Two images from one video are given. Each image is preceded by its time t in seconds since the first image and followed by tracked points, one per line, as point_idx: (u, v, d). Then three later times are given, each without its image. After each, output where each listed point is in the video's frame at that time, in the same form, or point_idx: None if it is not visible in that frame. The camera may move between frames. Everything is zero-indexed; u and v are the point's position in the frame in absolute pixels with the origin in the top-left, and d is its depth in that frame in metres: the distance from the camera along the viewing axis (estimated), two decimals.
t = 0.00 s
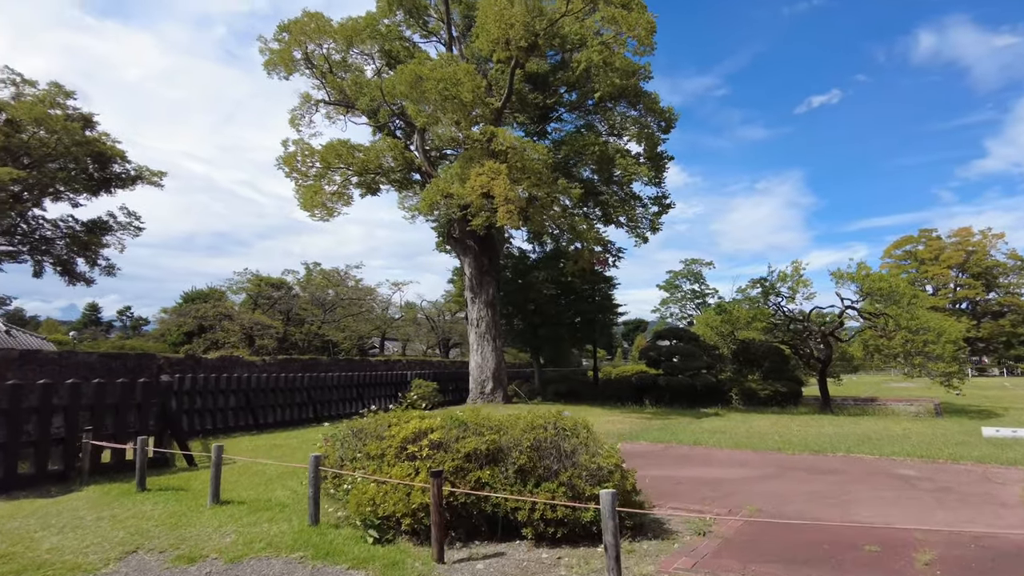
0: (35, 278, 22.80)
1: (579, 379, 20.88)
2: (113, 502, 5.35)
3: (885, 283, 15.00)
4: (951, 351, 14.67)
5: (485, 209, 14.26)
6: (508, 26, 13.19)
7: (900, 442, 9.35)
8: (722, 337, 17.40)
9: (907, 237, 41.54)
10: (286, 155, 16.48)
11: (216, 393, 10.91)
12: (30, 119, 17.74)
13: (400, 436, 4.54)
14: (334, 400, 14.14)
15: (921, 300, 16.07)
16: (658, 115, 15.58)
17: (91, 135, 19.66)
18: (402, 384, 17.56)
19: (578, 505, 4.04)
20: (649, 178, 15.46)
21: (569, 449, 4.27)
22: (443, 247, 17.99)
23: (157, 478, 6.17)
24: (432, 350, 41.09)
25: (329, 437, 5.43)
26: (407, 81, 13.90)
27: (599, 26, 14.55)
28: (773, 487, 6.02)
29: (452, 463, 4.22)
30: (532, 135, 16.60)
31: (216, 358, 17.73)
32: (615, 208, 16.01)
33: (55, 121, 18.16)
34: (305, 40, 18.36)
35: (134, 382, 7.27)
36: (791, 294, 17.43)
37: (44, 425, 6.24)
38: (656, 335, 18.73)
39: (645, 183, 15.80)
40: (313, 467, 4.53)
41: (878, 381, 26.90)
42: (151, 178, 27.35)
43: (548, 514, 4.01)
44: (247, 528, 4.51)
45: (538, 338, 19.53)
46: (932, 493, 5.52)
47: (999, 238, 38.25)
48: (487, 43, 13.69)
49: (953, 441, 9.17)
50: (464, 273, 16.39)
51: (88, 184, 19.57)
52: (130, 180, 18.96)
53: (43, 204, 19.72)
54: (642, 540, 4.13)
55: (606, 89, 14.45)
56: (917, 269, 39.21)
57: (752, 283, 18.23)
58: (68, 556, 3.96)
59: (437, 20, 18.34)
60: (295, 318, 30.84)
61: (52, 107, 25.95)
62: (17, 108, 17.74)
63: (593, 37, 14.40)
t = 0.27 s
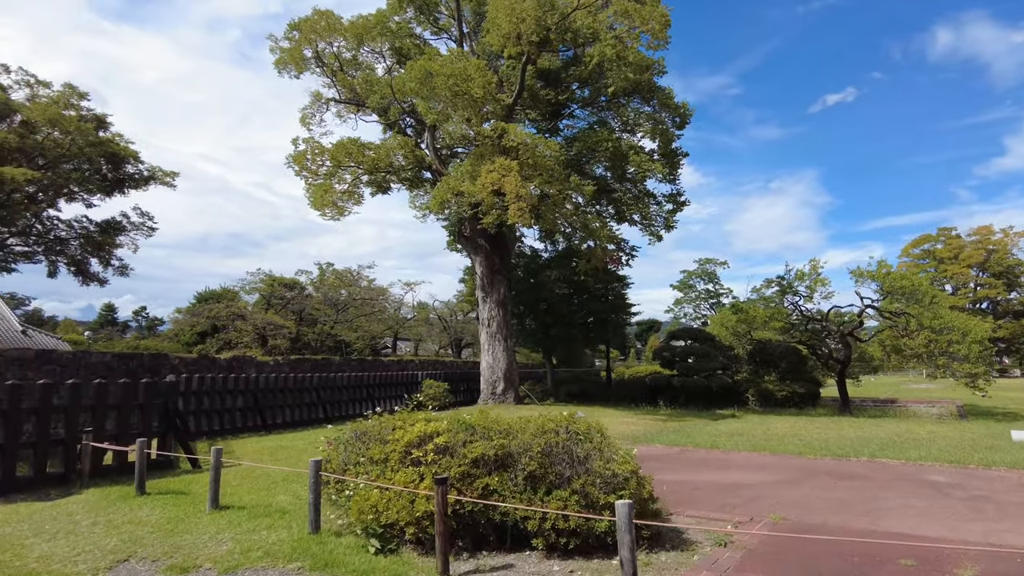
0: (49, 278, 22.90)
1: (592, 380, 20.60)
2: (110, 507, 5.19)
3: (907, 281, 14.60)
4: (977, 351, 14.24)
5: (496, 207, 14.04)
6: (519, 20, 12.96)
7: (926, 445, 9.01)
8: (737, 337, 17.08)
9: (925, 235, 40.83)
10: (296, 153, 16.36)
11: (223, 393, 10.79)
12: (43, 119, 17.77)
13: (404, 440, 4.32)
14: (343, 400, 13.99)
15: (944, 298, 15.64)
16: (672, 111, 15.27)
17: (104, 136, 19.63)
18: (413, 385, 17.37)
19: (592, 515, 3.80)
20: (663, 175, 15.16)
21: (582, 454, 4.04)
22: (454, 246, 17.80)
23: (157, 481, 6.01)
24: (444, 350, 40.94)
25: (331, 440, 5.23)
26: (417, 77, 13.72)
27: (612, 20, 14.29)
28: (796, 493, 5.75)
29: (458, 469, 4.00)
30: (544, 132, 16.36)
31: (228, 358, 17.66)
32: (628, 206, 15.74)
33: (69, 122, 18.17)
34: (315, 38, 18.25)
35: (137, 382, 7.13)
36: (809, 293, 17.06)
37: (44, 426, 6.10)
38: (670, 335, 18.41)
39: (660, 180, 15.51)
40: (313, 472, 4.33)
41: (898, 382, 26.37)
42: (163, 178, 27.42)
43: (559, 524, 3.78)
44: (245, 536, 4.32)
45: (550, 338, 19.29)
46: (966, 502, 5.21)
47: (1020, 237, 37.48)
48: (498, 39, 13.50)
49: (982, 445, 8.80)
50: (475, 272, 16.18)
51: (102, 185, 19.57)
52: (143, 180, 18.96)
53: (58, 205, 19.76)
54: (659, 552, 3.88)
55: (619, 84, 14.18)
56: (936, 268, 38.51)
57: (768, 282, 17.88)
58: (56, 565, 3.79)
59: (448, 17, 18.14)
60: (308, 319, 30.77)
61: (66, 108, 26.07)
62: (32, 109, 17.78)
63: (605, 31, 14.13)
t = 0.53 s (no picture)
0: (59, 278, 22.89)
1: (601, 381, 20.33)
2: (101, 512, 5.03)
3: (924, 280, 14.26)
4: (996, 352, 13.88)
5: (503, 205, 13.84)
6: (526, 14, 12.76)
7: (947, 449, 8.70)
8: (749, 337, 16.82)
9: (940, 234, 40.27)
10: (301, 151, 16.24)
11: (226, 394, 10.65)
12: (53, 119, 17.72)
13: (402, 445, 4.12)
14: (349, 401, 13.83)
15: (961, 297, 15.27)
16: (683, 107, 15.00)
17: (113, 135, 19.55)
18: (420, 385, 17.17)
19: (599, 529, 3.57)
20: (674, 172, 14.90)
21: (589, 462, 3.84)
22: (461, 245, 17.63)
23: (152, 485, 5.85)
24: (453, 350, 40.79)
25: (329, 444, 5.03)
26: (423, 73, 13.53)
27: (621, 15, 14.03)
28: (813, 500, 5.50)
29: (458, 476, 3.79)
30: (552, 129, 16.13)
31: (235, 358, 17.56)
32: (638, 204, 15.49)
33: (78, 122, 18.12)
34: (321, 36, 18.13)
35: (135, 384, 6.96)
36: (822, 292, 16.75)
37: (38, 428, 5.95)
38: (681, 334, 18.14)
39: (670, 177, 15.24)
40: (306, 479, 4.13)
41: (913, 382, 25.97)
42: (172, 178, 27.41)
43: (563, 537, 3.57)
44: (235, 545, 4.13)
45: (559, 338, 19.05)
46: (996, 512, 4.93)
47: None
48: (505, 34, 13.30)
49: (1007, 449, 8.49)
50: (483, 271, 15.98)
51: (111, 185, 19.48)
52: (151, 179, 18.82)
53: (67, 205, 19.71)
54: (669, 567, 3.67)
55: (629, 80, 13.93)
56: (951, 267, 37.95)
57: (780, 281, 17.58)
58: None
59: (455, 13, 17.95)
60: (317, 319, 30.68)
61: (75, 108, 26.10)
62: (41, 108, 17.73)
63: (614, 26, 13.87)
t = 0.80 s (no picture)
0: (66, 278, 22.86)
1: (609, 380, 20.06)
2: (87, 516, 4.86)
3: (939, 277, 13.94)
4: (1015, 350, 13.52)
5: (508, 202, 13.64)
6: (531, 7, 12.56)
7: (966, 451, 8.41)
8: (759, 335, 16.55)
9: (953, 231, 39.74)
10: (305, 149, 16.09)
11: (227, 393, 10.51)
12: (60, 119, 17.58)
13: (396, 447, 3.91)
14: (353, 400, 13.66)
15: (977, 294, 14.92)
16: (691, 101, 14.72)
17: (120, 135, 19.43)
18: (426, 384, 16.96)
19: (602, 536, 3.35)
20: (682, 168, 14.64)
21: (592, 464, 3.63)
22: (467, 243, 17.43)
23: (143, 487, 5.69)
24: (461, 349, 40.60)
25: (322, 445, 4.83)
26: (426, 68, 13.33)
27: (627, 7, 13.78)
28: (829, 504, 5.25)
29: (453, 480, 3.59)
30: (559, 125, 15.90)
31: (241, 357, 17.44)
32: (646, 200, 15.24)
33: (84, 122, 18.02)
34: (326, 33, 17.98)
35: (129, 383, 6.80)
36: (834, 290, 16.43)
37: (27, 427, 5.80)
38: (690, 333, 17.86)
39: (678, 172, 14.97)
40: (295, 481, 3.93)
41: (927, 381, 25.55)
42: (178, 177, 27.38)
43: (564, 545, 3.35)
44: (221, 551, 3.94)
45: (566, 337, 18.81)
46: None
47: None
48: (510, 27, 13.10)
49: None
50: (488, 269, 15.77)
51: (118, 185, 19.26)
52: (158, 179, 18.62)
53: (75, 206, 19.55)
54: None
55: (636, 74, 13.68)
56: (965, 265, 37.42)
57: (791, 279, 17.28)
58: None
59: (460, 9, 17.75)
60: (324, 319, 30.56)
61: (82, 108, 26.08)
62: (49, 109, 17.61)
63: (621, 18, 13.61)
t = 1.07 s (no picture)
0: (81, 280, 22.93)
1: (622, 382, 19.76)
2: (77, 525, 4.70)
3: (962, 274, 13.54)
4: None
5: (517, 200, 13.43)
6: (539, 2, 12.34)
7: (994, 455, 8.07)
8: (774, 335, 16.21)
9: (973, 228, 39.00)
10: (313, 149, 15.98)
11: (234, 396, 10.39)
12: (73, 123, 17.50)
13: (391, 456, 3.71)
14: (362, 402, 13.52)
15: (1000, 292, 14.50)
16: (704, 96, 14.42)
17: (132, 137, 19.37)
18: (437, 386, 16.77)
19: (608, 554, 3.13)
20: (695, 164, 14.34)
21: (599, 476, 3.44)
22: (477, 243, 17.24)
23: (139, 493, 5.54)
24: (473, 350, 40.44)
25: (319, 452, 4.64)
26: (433, 65, 13.15)
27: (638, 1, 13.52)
28: (851, 516, 4.97)
29: (451, 492, 3.38)
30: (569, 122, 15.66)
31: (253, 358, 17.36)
32: (658, 198, 14.96)
33: (97, 125, 17.96)
34: (334, 32, 17.86)
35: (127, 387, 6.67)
36: (852, 288, 16.05)
37: (22, 432, 5.67)
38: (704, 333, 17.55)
39: (691, 169, 14.68)
40: (286, 492, 3.74)
41: (948, 381, 25.01)
42: (190, 179, 27.45)
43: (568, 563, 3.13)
44: (209, 565, 3.75)
45: (577, 337, 18.54)
46: None
47: None
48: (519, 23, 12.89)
49: None
50: (498, 269, 15.55)
51: (131, 187, 19.15)
52: (170, 181, 18.49)
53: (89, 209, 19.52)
54: None
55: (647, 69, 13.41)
56: (986, 263, 36.70)
57: (807, 278, 16.91)
58: None
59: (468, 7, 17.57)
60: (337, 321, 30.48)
61: (95, 111, 26.22)
62: (63, 112, 17.53)
63: (631, 12, 13.34)
